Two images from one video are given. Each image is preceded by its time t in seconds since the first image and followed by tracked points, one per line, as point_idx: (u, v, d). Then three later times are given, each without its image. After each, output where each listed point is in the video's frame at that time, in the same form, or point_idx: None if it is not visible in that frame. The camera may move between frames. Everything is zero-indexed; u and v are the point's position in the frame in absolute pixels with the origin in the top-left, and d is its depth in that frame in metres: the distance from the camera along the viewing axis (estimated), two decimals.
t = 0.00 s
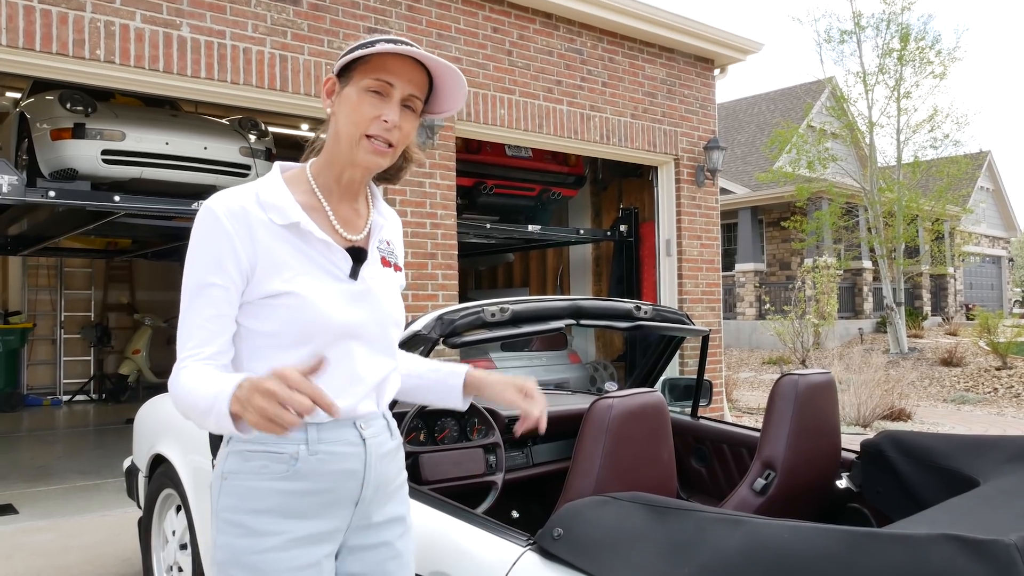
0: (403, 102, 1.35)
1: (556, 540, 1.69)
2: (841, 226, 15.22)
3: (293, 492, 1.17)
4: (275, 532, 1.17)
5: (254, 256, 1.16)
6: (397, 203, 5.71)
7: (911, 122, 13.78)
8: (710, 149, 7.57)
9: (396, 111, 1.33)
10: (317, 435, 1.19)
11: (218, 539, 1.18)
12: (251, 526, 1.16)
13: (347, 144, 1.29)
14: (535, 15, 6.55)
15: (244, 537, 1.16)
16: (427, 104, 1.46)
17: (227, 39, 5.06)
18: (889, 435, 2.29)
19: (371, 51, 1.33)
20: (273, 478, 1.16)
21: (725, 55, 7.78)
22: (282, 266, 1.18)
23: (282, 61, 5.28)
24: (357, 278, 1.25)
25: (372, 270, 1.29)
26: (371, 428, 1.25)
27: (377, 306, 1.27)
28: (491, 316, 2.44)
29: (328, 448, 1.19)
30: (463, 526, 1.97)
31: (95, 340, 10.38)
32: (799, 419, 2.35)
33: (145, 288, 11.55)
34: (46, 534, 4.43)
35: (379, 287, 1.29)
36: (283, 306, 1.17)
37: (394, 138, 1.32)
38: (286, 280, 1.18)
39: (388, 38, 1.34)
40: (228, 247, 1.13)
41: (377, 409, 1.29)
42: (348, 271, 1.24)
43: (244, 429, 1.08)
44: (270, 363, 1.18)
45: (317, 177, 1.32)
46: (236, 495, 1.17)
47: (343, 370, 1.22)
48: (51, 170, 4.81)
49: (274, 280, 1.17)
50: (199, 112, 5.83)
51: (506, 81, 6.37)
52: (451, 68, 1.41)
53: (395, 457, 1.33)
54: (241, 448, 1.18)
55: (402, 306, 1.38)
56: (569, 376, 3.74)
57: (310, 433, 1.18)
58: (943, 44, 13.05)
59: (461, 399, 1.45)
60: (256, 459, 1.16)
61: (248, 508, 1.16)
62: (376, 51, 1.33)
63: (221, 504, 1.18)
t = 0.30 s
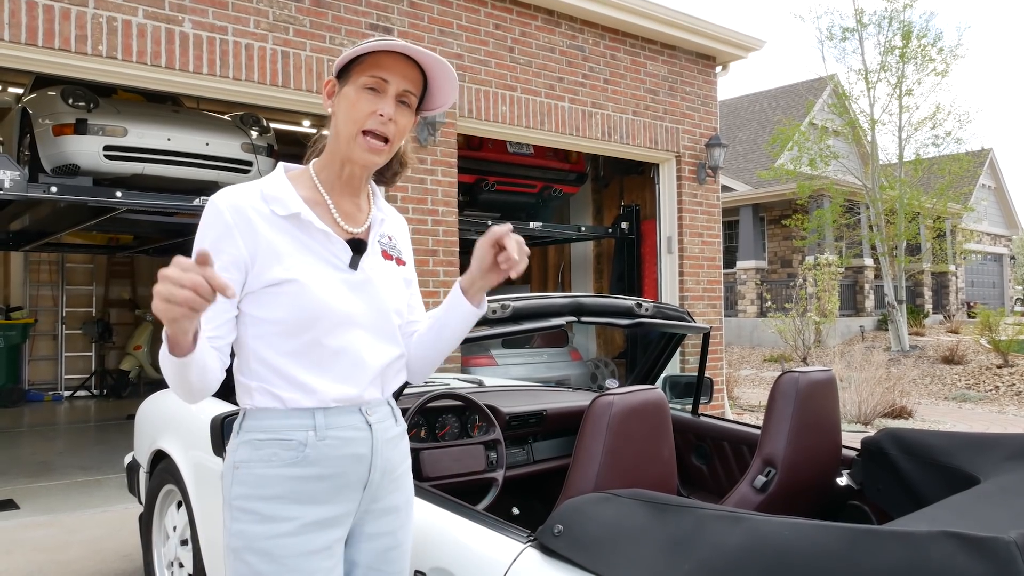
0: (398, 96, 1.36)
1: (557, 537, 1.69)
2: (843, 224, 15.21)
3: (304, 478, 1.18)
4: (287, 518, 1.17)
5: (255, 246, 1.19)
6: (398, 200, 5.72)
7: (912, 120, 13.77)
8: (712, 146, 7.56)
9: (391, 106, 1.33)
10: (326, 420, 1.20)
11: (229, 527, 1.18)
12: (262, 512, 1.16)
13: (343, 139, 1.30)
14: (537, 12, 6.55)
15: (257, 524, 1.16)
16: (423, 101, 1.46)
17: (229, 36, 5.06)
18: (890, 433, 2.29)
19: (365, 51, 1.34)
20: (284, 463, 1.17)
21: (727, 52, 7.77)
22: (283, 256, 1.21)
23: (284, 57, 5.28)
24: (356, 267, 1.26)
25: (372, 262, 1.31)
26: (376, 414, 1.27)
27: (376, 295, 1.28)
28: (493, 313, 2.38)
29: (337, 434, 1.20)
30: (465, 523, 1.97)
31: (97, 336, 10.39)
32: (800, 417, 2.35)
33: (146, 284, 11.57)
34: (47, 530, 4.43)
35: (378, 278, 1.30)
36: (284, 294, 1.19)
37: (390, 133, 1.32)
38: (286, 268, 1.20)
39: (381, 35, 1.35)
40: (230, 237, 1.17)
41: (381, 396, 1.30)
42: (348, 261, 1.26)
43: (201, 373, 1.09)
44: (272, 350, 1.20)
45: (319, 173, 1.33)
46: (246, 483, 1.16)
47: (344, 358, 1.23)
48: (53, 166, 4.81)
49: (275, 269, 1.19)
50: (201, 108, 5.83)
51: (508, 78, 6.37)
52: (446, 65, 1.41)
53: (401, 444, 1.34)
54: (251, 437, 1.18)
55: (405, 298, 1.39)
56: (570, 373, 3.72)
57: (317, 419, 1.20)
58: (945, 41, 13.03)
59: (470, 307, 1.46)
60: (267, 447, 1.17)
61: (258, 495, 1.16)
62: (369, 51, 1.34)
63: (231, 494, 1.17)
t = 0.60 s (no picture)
0: (393, 104, 1.36)
1: (558, 537, 1.69)
2: (843, 224, 15.21)
3: (306, 472, 1.18)
4: (289, 510, 1.17)
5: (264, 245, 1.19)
6: (399, 200, 5.73)
7: (913, 120, 13.76)
8: (713, 146, 7.56)
9: (388, 111, 1.34)
10: (327, 415, 1.20)
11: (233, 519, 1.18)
12: (266, 505, 1.17)
13: (341, 147, 1.30)
14: (538, 13, 6.54)
15: (261, 516, 1.17)
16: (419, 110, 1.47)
17: (231, 36, 5.06)
18: (891, 433, 2.29)
19: (357, 62, 1.36)
20: (287, 457, 1.17)
21: (728, 53, 7.77)
22: (288, 256, 1.21)
23: (285, 58, 5.29)
24: (357, 269, 1.27)
25: (373, 266, 1.31)
26: (377, 410, 1.27)
27: (377, 298, 1.29)
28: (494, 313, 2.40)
29: (338, 428, 1.21)
30: (466, 522, 1.98)
31: (98, 336, 10.40)
32: (800, 417, 2.35)
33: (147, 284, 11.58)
34: (48, 530, 4.43)
35: (379, 280, 1.31)
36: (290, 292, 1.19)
37: (387, 137, 1.32)
38: (291, 266, 1.20)
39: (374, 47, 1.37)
40: (241, 235, 1.17)
41: (381, 393, 1.30)
42: (349, 263, 1.27)
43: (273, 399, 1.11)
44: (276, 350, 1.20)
45: (320, 180, 1.33)
46: (250, 477, 1.17)
47: (347, 360, 1.23)
48: (55, 166, 4.82)
49: (280, 268, 1.20)
50: (202, 108, 5.83)
51: (509, 79, 6.37)
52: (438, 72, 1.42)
53: (403, 439, 1.34)
54: (255, 431, 1.19)
55: (404, 303, 1.40)
56: (571, 374, 3.72)
57: (319, 414, 1.20)
58: (946, 41, 13.02)
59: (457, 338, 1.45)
60: (269, 441, 1.17)
61: (261, 488, 1.17)
62: (362, 62, 1.36)
63: (236, 487, 1.18)
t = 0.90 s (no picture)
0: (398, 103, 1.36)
1: (557, 537, 1.69)
2: (843, 224, 15.21)
3: (319, 466, 1.18)
4: (302, 505, 1.18)
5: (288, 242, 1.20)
6: (399, 199, 5.73)
7: (913, 121, 13.76)
8: (713, 147, 7.56)
9: (398, 112, 1.34)
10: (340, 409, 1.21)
11: (241, 515, 1.18)
12: (280, 500, 1.17)
13: (350, 149, 1.30)
14: (538, 12, 6.54)
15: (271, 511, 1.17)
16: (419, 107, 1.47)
17: (230, 35, 5.06)
18: (890, 433, 2.29)
19: (364, 61, 1.33)
20: (302, 452, 1.17)
21: (729, 53, 7.77)
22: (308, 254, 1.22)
23: (285, 57, 5.28)
24: (364, 271, 1.29)
25: (375, 265, 1.33)
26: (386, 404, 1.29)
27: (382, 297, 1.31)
28: (493, 313, 2.41)
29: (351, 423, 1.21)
30: (465, 522, 1.97)
31: (97, 335, 10.40)
32: (800, 417, 2.35)
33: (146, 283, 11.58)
34: (46, 529, 4.42)
35: (381, 280, 1.33)
36: (313, 289, 1.20)
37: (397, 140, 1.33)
38: (312, 264, 1.21)
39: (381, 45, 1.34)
40: (268, 233, 1.17)
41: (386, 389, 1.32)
42: (356, 263, 1.29)
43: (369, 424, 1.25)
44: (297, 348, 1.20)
45: (323, 175, 1.33)
46: (263, 472, 1.17)
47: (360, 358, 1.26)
48: (55, 165, 4.81)
49: (303, 265, 1.20)
50: (202, 107, 5.83)
51: (509, 78, 6.37)
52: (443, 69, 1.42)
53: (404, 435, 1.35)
54: (266, 426, 1.18)
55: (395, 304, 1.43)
56: (570, 373, 3.73)
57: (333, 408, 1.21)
58: (946, 42, 13.02)
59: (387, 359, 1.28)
60: (285, 436, 1.17)
61: (274, 483, 1.17)
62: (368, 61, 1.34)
63: (248, 482, 1.17)
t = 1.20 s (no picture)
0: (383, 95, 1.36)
1: (555, 533, 1.70)
2: (842, 221, 15.22)
3: (300, 469, 1.19)
4: (283, 508, 1.19)
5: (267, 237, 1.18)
6: (398, 196, 5.72)
7: (912, 117, 13.75)
8: (712, 143, 7.55)
9: (384, 104, 1.34)
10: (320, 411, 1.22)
11: (222, 518, 1.18)
12: (259, 504, 1.18)
13: (334, 140, 1.30)
14: (536, 8, 6.53)
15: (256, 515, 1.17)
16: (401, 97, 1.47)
17: (228, 31, 5.05)
18: (887, 428, 2.29)
19: (353, 51, 1.32)
20: (283, 456, 1.18)
21: (727, 49, 7.76)
22: (291, 249, 1.20)
23: (283, 53, 5.27)
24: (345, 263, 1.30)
25: (355, 258, 1.34)
26: (367, 404, 1.31)
27: (360, 290, 1.33)
28: (490, 309, 2.41)
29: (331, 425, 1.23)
30: (462, 518, 1.97)
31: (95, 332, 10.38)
32: (798, 413, 2.35)
33: (144, 280, 11.57)
34: (43, 526, 4.42)
35: (359, 273, 1.34)
36: (294, 285, 1.19)
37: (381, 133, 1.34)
38: (293, 258, 1.19)
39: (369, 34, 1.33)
40: (247, 227, 1.14)
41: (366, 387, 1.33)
42: (337, 255, 1.29)
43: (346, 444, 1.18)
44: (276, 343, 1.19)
45: (303, 164, 1.32)
46: (242, 475, 1.18)
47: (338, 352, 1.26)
48: (51, 161, 4.79)
49: (284, 259, 1.19)
50: (200, 104, 5.81)
51: (508, 74, 6.36)
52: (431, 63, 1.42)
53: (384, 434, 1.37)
54: (246, 428, 1.19)
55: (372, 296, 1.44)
56: (568, 370, 3.73)
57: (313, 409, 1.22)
58: (944, 39, 13.01)
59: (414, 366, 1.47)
60: (267, 439, 1.18)
61: (255, 486, 1.17)
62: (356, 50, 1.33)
63: (228, 485, 1.18)
